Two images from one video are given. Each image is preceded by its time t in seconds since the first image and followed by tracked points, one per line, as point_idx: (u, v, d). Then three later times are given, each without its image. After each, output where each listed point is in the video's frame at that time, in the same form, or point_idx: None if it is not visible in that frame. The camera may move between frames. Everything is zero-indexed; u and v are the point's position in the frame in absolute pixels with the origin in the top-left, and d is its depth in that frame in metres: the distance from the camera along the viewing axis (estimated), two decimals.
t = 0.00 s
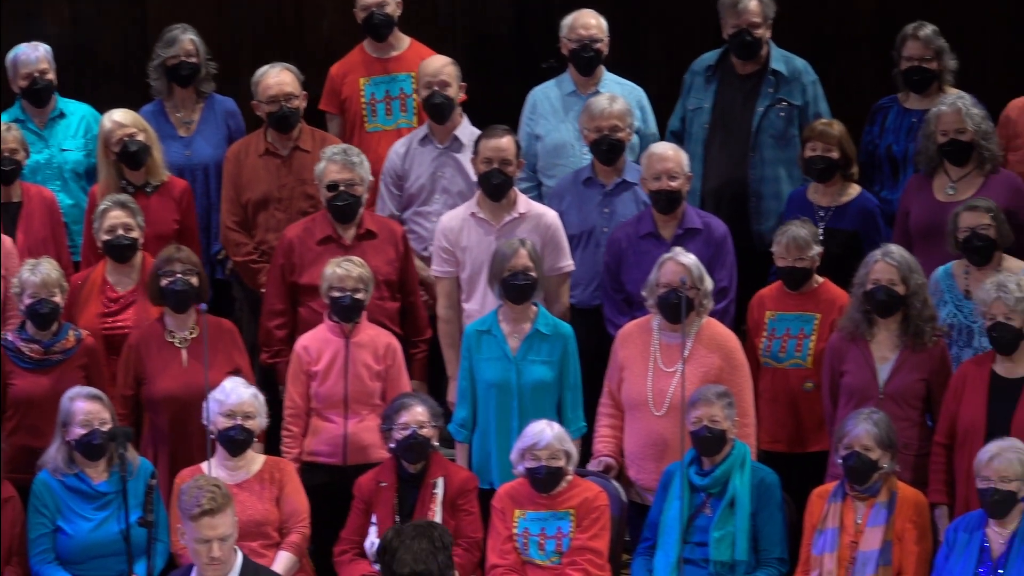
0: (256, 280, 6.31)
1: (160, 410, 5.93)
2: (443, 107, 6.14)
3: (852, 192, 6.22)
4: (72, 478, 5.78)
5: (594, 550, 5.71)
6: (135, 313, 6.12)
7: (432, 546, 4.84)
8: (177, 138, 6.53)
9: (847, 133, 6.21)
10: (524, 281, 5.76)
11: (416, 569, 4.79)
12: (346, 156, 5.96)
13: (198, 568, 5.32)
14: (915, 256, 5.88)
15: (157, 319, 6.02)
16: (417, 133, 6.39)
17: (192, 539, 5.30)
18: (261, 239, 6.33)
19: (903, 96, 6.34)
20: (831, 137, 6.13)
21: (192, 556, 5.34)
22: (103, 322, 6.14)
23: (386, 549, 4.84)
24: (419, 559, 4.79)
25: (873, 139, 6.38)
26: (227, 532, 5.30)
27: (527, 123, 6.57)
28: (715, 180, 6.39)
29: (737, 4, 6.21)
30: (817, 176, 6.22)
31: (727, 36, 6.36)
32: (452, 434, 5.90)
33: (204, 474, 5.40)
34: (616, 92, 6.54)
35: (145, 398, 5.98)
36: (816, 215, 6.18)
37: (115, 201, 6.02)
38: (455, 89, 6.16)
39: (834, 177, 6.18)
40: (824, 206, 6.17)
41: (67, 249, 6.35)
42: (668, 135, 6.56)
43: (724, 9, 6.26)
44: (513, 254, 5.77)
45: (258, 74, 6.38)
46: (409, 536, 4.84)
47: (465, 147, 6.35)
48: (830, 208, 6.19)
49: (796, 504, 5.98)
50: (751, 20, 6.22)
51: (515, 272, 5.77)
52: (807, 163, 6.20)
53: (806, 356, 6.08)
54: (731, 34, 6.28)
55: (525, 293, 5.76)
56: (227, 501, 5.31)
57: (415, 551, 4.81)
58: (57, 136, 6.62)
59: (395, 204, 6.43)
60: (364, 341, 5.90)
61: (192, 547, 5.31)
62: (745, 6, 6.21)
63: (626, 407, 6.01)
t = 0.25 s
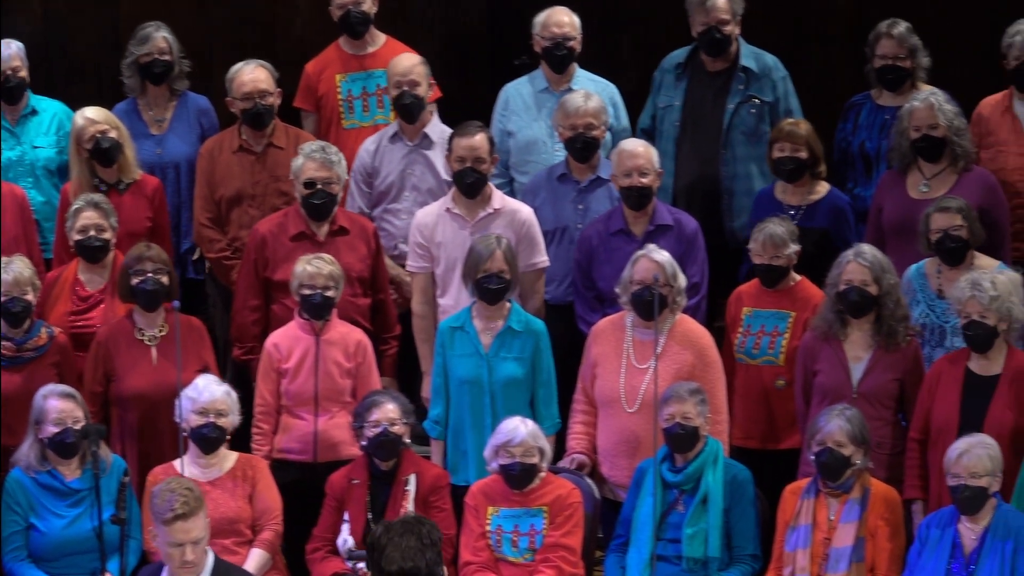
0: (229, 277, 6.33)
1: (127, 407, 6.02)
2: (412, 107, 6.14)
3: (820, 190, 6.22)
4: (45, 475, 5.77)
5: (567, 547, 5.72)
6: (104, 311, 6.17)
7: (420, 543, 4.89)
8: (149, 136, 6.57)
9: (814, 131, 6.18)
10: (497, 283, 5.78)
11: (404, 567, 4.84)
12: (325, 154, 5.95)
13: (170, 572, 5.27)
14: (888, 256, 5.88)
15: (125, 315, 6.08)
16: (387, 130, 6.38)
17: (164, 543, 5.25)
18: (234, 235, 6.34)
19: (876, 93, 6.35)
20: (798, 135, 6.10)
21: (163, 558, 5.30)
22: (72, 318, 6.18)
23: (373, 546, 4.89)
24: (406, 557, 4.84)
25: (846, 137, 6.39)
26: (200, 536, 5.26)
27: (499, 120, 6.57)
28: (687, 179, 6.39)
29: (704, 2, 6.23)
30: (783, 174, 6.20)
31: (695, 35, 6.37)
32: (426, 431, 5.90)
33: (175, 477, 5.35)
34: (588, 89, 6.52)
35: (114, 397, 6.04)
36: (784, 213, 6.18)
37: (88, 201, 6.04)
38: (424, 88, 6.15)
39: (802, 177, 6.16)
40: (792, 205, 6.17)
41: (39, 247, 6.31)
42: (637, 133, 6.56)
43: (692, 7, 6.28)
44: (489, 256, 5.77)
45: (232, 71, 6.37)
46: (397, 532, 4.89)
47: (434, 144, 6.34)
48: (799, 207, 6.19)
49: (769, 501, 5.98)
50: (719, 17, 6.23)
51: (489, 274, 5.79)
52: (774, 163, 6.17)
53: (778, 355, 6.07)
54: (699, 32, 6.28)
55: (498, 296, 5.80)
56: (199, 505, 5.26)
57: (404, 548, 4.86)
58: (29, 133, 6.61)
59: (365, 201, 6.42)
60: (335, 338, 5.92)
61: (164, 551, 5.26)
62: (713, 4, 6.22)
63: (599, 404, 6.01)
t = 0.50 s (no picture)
0: (199, 276, 6.32)
1: (98, 407, 6.00)
2: (382, 101, 6.14)
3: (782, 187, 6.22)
4: (16, 475, 5.76)
5: (539, 547, 5.70)
6: (76, 311, 6.16)
7: (415, 527, 4.25)
8: (123, 136, 6.56)
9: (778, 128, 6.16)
10: (467, 279, 5.80)
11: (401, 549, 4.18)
12: (306, 156, 5.93)
13: None
14: (859, 253, 5.86)
15: (96, 315, 6.07)
16: (356, 127, 6.38)
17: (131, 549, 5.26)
18: (205, 234, 6.34)
19: (846, 92, 6.35)
20: (761, 133, 6.09)
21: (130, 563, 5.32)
22: (44, 318, 6.17)
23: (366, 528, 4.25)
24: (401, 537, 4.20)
25: (816, 136, 6.40)
26: (166, 542, 5.27)
27: (466, 119, 6.57)
28: (659, 177, 6.42)
29: (671, 3, 6.21)
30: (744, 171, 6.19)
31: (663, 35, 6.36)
32: (395, 432, 5.94)
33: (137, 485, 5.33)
34: (555, 88, 6.54)
35: (85, 396, 6.03)
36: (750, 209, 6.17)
37: (64, 203, 6.01)
38: (395, 83, 6.16)
39: (766, 173, 6.16)
40: (759, 202, 6.16)
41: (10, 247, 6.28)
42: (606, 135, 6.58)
43: (659, 8, 6.26)
44: (458, 253, 5.81)
45: (201, 72, 6.36)
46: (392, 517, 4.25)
47: (403, 140, 6.32)
48: (766, 204, 6.18)
49: (739, 500, 6.00)
50: (686, 18, 6.22)
51: (458, 271, 5.80)
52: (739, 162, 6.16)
53: (752, 354, 6.04)
54: (668, 33, 6.28)
55: (467, 292, 5.80)
56: (163, 513, 5.25)
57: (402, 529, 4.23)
58: None
59: (334, 197, 6.44)
60: (305, 337, 5.92)
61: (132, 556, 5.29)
62: (680, 4, 6.21)
63: (570, 403, 6.03)
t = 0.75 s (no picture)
0: (176, 279, 6.33)
1: (77, 411, 5.99)
2: (361, 110, 6.15)
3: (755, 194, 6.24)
4: None
5: (516, 551, 5.71)
6: (60, 314, 6.15)
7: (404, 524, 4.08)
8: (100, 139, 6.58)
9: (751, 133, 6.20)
10: (440, 278, 5.77)
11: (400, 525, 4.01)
12: (293, 166, 5.94)
13: None
14: (837, 259, 5.84)
15: (79, 319, 6.06)
16: (333, 132, 6.38)
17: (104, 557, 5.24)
18: (182, 237, 6.36)
19: (823, 95, 6.34)
20: (736, 138, 6.12)
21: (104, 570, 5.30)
22: (26, 321, 6.15)
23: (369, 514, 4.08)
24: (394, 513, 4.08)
25: (793, 139, 6.39)
26: (140, 550, 5.26)
27: (439, 123, 6.55)
28: (637, 179, 6.41)
29: (647, 5, 6.23)
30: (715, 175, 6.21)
31: (638, 38, 6.39)
32: (372, 437, 5.89)
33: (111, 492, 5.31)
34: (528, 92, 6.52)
35: (68, 399, 6.01)
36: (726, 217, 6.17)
37: (50, 201, 6.05)
38: (373, 91, 6.17)
39: (741, 180, 6.17)
40: (734, 208, 6.16)
41: None
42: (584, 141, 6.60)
43: (635, 11, 6.28)
44: (428, 252, 5.78)
45: (182, 72, 6.36)
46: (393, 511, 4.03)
47: (382, 145, 6.33)
48: (743, 209, 6.20)
49: (716, 504, 6.00)
50: (662, 20, 6.25)
51: (431, 271, 5.79)
52: (715, 168, 6.18)
53: (737, 358, 6.02)
54: (643, 36, 6.30)
55: (441, 291, 5.77)
56: (138, 521, 5.24)
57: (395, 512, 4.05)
58: None
59: (312, 204, 6.40)
60: (283, 340, 5.90)
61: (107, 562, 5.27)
62: (656, 7, 6.24)
63: (548, 407, 6.02)
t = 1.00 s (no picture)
0: (152, 283, 6.36)
1: (53, 416, 5.99)
2: (336, 111, 6.19)
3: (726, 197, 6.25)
4: None
5: (491, 555, 5.69)
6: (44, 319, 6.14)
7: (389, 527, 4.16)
8: (71, 143, 6.61)
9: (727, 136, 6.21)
10: (421, 287, 5.73)
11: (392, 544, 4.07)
12: (271, 169, 5.94)
13: None
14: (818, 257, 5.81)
15: (58, 324, 6.06)
16: (309, 136, 6.37)
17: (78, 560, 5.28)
18: (158, 242, 6.39)
19: (797, 98, 6.34)
20: (713, 142, 6.13)
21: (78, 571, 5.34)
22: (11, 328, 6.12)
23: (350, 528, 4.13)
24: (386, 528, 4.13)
25: (768, 143, 6.39)
26: (113, 552, 5.30)
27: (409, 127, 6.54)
28: (615, 185, 6.41)
29: (623, 7, 6.23)
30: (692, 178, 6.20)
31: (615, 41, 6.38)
32: (349, 440, 5.86)
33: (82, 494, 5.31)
34: (497, 96, 6.51)
35: (51, 404, 6.02)
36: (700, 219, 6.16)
37: (33, 205, 5.94)
38: (350, 93, 6.21)
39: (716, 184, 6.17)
40: (707, 211, 6.16)
41: None
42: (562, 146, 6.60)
43: (611, 14, 6.28)
44: (410, 262, 5.73)
45: (161, 75, 6.37)
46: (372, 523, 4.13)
47: (358, 149, 6.34)
48: (717, 212, 6.20)
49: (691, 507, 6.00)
50: (639, 22, 6.24)
51: (411, 280, 5.74)
52: (692, 171, 6.17)
53: (720, 360, 6.00)
54: (620, 39, 6.28)
55: (422, 300, 5.74)
56: (110, 523, 5.27)
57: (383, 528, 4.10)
58: None
59: (288, 209, 6.40)
60: (259, 345, 5.89)
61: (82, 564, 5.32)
62: (632, 9, 6.23)
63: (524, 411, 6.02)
